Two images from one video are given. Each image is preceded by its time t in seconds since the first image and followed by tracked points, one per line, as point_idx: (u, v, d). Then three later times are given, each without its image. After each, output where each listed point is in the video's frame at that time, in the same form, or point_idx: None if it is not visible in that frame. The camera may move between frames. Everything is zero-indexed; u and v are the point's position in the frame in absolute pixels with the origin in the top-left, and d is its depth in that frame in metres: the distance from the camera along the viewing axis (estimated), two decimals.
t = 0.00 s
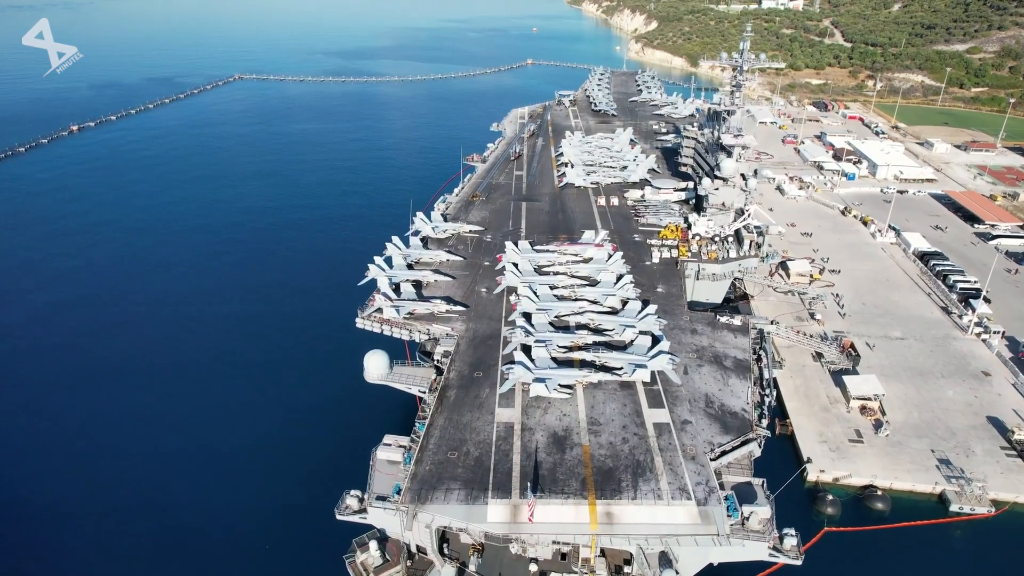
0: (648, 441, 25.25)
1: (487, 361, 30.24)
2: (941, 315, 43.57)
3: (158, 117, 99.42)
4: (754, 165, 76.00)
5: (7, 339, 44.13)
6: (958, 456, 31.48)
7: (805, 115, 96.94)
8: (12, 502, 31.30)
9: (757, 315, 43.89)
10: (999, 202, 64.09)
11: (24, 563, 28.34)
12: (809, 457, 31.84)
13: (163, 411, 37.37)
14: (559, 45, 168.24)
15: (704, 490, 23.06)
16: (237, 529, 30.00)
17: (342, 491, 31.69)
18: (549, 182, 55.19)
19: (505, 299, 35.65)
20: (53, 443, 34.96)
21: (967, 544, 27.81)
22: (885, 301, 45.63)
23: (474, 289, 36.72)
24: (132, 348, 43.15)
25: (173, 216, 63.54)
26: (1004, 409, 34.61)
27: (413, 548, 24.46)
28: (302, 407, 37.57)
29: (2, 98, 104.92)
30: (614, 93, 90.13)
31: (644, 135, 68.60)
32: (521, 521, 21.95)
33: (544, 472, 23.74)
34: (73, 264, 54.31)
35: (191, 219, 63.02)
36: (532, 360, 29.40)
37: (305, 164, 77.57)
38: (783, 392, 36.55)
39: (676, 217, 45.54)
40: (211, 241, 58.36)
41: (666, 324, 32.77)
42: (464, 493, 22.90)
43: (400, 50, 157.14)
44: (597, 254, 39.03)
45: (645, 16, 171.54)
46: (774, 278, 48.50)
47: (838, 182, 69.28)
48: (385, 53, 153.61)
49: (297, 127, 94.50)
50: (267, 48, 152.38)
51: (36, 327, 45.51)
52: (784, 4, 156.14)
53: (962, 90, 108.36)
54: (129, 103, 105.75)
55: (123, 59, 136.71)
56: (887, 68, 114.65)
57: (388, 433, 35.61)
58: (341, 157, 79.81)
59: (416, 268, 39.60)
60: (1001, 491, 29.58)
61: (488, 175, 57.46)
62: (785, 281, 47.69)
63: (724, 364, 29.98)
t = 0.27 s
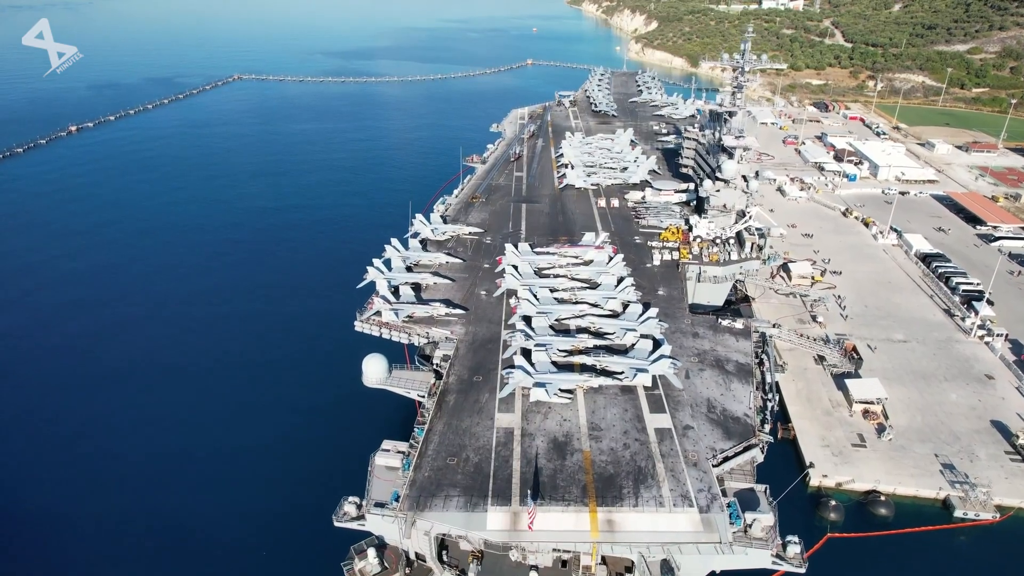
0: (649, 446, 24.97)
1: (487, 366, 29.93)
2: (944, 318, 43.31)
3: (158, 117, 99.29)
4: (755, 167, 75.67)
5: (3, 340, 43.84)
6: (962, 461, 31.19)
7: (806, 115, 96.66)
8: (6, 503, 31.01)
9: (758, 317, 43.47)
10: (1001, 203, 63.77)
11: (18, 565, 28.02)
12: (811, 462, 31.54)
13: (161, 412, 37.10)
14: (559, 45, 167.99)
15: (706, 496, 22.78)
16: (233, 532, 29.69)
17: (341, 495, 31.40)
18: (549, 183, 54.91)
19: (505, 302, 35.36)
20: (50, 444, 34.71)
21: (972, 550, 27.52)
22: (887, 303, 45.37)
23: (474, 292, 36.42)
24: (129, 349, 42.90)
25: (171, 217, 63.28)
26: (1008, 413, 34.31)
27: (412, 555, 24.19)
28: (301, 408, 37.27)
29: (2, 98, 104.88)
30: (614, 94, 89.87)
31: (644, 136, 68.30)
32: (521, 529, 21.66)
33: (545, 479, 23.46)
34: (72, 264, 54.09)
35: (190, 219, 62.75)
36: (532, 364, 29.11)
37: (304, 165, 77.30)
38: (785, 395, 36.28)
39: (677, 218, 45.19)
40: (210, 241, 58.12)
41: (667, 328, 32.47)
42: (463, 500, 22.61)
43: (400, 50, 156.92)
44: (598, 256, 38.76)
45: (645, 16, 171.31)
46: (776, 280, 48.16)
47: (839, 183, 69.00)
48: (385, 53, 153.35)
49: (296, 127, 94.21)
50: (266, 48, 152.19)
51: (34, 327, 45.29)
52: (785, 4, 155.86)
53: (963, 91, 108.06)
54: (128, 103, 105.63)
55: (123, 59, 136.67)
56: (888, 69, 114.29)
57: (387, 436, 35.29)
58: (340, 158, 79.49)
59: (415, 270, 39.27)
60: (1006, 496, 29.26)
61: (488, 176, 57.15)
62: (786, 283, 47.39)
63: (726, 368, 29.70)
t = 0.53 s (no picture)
0: (651, 453, 24.64)
1: (486, 371, 29.58)
2: (947, 321, 42.96)
3: (157, 117, 99.02)
4: (756, 168, 75.33)
5: None
6: (966, 466, 30.81)
7: (807, 116, 96.31)
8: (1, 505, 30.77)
9: (760, 320, 43.09)
10: (1003, 205, 63.38)
11: (11, 568, 27.74)
12: (814, 467, 31.20)
13: (158, 415, 36.77)
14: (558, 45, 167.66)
15: (709, 505, 22.44)
16: (230, 538, 29.33)
17: (338, 500, 31.01)
18: (550, 185, 54.56)
19: (505, 306, 35.01)
20: (47, 446, 34.43)
21: (977, 557, 27.14)
22: (889, 306, 45.03)
23: (473, 295, 36.07)
24: (127, 351, 42.63)
25: (170, 217, 62.95)
26: (1013, 418, 33.93)
27: (410, 564, 23.85)
28: (299, 412, 36.92)
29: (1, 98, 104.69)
30: (614, 95, 89.55)
31: (644, 137, 67.97)
32: (520, 538, 21.34)
33: (545, 487, 23.11)
34: (70, 265, 53.83)
35: (188, 220, 62.42)
36: (532, 369, 28.78)
37: (303, 165, 76.95)
38: (787, 399, 35.92)
39: (678, 220, 44.83)
40: (209, 242, 57.78)
41: (669, 332, 32.15)
42: (462, 509, 22.26)
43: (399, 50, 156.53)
44: (598, 259, 38.43)
45: (644, 17, 170.97)
46: (777, 283, 47.82)
47: (840, 185, 68.63)
48: (384, 53, 152.99)
49: (295, 127, 93.91)
50: (265, 49, 151.96)
51: (31, 328, 45.02)
52: (785, 5, 155.56)
53: (964, 92, 107.70)
54: (127, 103, 105.42)
55: (122, 60, 136.47)
56: (889, 69, 113.92)
57: (386, 441, 34.93)
58: (339, 158, 79.12)
59: (415, 273, 38.96)
60: (1012, 502, 28.85)
61: (488, 178, 56.77)
62: (788, 286, 47.03)
63: (728, 373, 29.37)
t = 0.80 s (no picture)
0: (653, 462, 24.26)
1: (486, 376, 29.18)
2: (951, 324, 42.57)
3: (156, 117, 98.64)
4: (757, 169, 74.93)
5: None
6: (972, 473, 30.36)
7: (808, 116, 95.94)
8: None
9: (762, 323, 42.71)
10: (1006, 206, 62.96)
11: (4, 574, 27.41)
12: (818, 474, 30.80)
13: (154, 417, 36.38)
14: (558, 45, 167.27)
15: (712, 514, 22.06)
16: (225, 545, 28.89)
17: (335, 505, 30.59)
18: (550, 186, 54.19)
19: (505, 310, 34.63)
20: (41, 449, 34.03)
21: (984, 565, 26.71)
22: (892, 309, 44.66)
23: (472, 299, 35.64)
24: (123, 352, 42.27)
25: (168, 218, 62.57)
26: (1019, 423, 33.50)
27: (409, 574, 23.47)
28: (296, 415, 36.52)
29: None
30: (614, 95, 89.20)
31: (645, 138, 67.62)
32: (520, 549, 20.95)
33: (545, 496, 22.73)
34: (68, 265, 53.49)
35: (186, 220, 62.03)
36: (532, 375, 28.36)
37: (301, 166, 76.55)
38: (789, 404, 35.51)
39: (679, 222, 44.46)
40: (206, 242, 57.42)
41: (670, 336, 31.77)
42: (461, 519, 21.87)
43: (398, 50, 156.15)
44: (599, 262, 38.05)
45: (644, 17, 170.55)
46: (779, 285, 47.42)
47: (842, 186, 68.25)
48: (383, 53, 152.62)
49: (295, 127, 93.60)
50: (265, 49, 151.70)
51: (28, 329, 44.69)
52: (786, 5, 155.17)
53: (965, 92, 107.33)
54: (127, 103, 105.14)
55: (121, 59, 136.21)
56: (890, 70, 113.59)
57: (383, 446, 34.51)
58: (338, 159, 78.72)
59: (414, 276, 38.59)
60: (1018, 509, 28.41)
61: (488, 179, 56.39)
62: (790, 288, 46.69)
63: (730, 378, 28.98)
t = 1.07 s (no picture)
0: (655, 470, 23.86)
1: (485, 382, 28.78)
2: (954, 328, 42.18)
3: (155, 118, 98.39)
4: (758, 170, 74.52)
5: None
6: (977, 480, 29.93)
7: (809, 117, 95.48)
8: None
9: (764, 327, 42.28)
10: (1009, 208, 62.54)
11: None
12: (821, 481, 30.37)
13: (150, 420, 35.93)
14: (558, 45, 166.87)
15: (716, 525, 21.66)
16: (220, 550, 28.41)
17: (332, 511, 30.12)
18: (550, 188, 53.76)
19: (505, 314, 34.18)
20: (35, 452, 33.56)
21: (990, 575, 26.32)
22: (895, 312, 44.26)
23: (471, 304, 35.22)
24: (120, 353, 41.85)
25: (166, 218, 62.18)
26: None
27: None
28: (294, 418, 36.04)
29: None
30: (615, 96, 88.85)
31: (645, 139, 67.25)
32: (520, 561, 20.55)
33: (546, 506, 22.31)
34: (65, 266, 53.13)
35: (184, 221, 61.62)
36: (532, 381, 27.94)
37: (300, 166, 76.09)
38: (792, 410, 35.11)
39: (681, 225, 44.04)
40: (204, 243, 57.04)
41: (672, 341, 31.34)
42: (460, 530, 21.45)
43: (397, 50, 155.79)
44: (599, 265, 37.63)
45: (644, 17, 170.18)
46: (781, 288, 46.99)
47: (844, 187, 67.87)
48: (383, 53, 152.19)
49: (294, 128, 93.26)
50: (264, 49, 151.48)
51: (24, 330, 44.34)
52: (786, 5, 154.71)
53: (966, 93, 106.89)
54: (126, 103, 104.87)
55: (121, 59, 136.10)
56: (890, 70, 113.21)
57: (381, 451, 34.01)
58: (337, 159, 78.30)
59: (412, 280, 38.15)
60: None
61: (487, 181, 55.97)
62: (792, 292, 46.29)
63: (733, 385, 28.56)
